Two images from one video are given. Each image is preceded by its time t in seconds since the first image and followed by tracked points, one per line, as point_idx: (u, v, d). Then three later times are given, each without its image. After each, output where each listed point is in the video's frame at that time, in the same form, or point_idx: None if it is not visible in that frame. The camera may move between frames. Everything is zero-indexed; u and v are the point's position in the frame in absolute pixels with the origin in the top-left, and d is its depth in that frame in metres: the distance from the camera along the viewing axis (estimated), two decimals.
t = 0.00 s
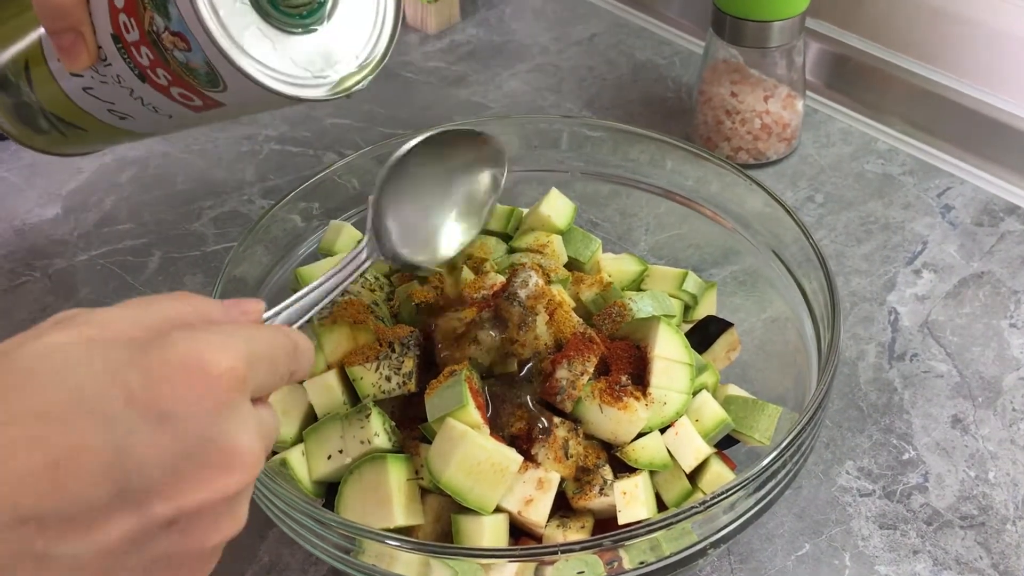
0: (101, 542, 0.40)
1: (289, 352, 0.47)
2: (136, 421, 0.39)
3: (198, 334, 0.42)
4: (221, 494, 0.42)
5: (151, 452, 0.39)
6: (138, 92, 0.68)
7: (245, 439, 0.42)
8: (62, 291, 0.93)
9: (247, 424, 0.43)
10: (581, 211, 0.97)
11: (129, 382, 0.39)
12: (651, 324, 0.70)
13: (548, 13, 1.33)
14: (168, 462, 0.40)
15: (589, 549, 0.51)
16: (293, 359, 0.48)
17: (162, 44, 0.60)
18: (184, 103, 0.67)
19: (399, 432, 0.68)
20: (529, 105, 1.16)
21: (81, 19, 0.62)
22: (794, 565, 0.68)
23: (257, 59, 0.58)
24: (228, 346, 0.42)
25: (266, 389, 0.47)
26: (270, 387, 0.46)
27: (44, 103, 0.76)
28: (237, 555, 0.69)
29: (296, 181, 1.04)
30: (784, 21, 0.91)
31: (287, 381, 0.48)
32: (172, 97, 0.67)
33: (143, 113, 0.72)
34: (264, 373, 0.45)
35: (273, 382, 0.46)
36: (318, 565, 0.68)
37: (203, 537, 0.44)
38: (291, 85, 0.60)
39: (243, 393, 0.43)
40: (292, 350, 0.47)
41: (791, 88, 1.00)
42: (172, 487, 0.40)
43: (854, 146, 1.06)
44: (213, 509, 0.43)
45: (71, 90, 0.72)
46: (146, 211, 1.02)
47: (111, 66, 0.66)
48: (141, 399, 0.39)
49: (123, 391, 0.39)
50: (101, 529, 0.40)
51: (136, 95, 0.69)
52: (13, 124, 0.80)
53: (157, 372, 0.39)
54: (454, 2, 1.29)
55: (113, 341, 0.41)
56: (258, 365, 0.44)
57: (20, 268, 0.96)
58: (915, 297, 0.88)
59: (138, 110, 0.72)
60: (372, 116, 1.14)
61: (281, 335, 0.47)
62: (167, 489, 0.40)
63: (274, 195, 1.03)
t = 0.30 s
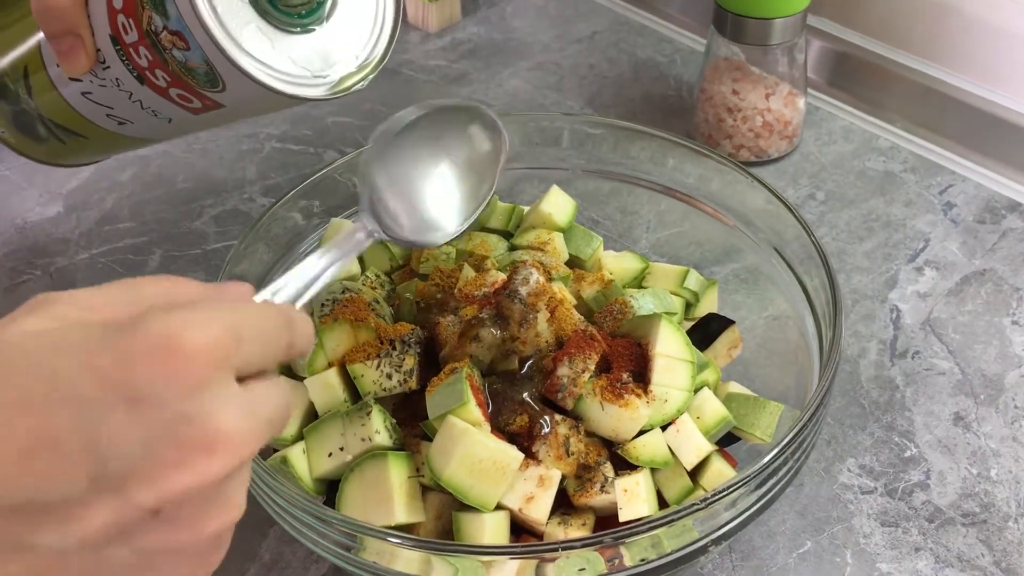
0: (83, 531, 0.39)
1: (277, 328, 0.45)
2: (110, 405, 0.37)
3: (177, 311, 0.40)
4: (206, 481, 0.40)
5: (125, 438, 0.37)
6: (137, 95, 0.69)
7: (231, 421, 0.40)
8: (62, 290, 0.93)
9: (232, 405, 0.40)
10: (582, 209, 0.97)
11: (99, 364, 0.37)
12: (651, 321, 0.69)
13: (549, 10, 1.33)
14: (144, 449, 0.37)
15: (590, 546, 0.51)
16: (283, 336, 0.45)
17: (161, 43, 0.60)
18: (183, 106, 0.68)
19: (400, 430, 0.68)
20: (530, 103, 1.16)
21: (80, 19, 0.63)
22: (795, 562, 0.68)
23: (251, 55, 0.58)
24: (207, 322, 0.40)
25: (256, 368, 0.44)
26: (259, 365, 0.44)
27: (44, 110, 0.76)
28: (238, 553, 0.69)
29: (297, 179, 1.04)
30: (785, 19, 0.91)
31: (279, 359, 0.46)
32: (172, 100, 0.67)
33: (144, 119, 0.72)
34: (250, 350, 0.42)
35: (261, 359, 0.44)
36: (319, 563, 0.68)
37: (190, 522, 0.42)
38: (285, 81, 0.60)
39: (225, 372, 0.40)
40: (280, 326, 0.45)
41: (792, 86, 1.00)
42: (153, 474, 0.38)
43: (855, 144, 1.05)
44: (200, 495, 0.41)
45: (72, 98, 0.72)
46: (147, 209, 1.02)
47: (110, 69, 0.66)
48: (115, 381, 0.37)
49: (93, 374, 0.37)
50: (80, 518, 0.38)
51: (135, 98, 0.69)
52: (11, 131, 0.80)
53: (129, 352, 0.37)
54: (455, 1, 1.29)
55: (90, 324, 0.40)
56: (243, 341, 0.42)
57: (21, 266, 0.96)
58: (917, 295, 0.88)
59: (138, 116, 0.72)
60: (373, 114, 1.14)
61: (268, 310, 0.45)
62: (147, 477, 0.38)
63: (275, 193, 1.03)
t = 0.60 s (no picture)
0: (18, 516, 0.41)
1: (204, 294, 0.45)
2: (19, 390, 0.39)
3: (88, 285, 0.41)
4: (131, 461, 0.40)
5: (37, 420, 0.39)
6: (143, 121, 0.69)
7: (149, 396, 0.40)
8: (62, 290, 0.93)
9: (150, 381, 0.41)
10: (581, 208, 0.96)
11: (7, 349, 0.39)
12: (649, 319, 0.69)
13: (549, 9, 1.33)
14: (58, 429, 0.39)
15: (587, 545, 0.51)
16: (213, 300, 0.45)
17: (177, 89, 0.62)
18: (192, 143, 0.69)
19: (398, 429, 0.68)
20: (530, 102, 1.16)
21: (94, 45, 0.63)
22: (794, 560, 0.68)
23: (273, 117, 0.63)
24: (119, 295, 0.40)
25: (187, 337, 0.44)
26: (188, 335, 0.44)
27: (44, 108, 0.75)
28: (237, 551, 0.69)
29: (297, 178, 1.04)
30: (784, 17, 0.91)
31: (214, 326, 0.46)
32: (180, 136, 0.68)
33: (145, 138, 0.72)
34: (172, 320, 0.43)
35: (189, 328, 0.44)
36: (318, 562, 0.68)
37: (130, 508, 0.43)
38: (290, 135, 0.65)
39: (142, 346, 0.41)
40: (208, 289, 0.45)
41: (791, 84, 1.00)
42: (70, 456, 0.39)
43: (855, 142, 1.05)
44: (129, 477, 0.41)
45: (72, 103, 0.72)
46: (147, 209, 1.02)
47: (119, 94, 0.66)
48: (24, 365, 0.38)
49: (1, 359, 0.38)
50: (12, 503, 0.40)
51: (138, 121, 0.69)
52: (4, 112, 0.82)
53: (32, 333, 0.39)
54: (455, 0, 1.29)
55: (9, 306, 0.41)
56: (163, 312, 0.42)
57: (21, 265, 0.96)
58: (916, 293, 0.88)
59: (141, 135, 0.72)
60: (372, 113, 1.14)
61: (194, 276, 0.45)
62: (65, 459, 0.39)
63: (274, 193, 1.03)
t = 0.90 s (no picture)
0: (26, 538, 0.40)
1: (216, 313, 0.45)
2: (35, 407, 0.38)
3: (104, 305, 0.41)
4: (145, 478, 0.41)
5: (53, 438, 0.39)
6: (142, 126, 0.68)
7: (164, 414, 0.41)
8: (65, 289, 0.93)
9: (165, 399, 0.41)
10: (582, 207, 0.97)
11: (24, 367, 0.38)
12: (651, 317, 0.70)
13: (550, 8, 1.33)
14: (73, 447, 0.39)
15: (588, 542, 0.51)
16: (224, 321, 0.46)
17: (189, 117, 0.62)
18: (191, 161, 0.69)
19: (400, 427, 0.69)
20: (531, 101, 1.16)
21: (106, 45, 0.63)
22: (795, 558, 0.68)
23: (280, 159, 0.64)
24: (135, 314, 0.41)
25: (197, 356, 0.45)
26: (199, 354, 0.45)
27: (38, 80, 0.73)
28: (239, 550, 0.70)
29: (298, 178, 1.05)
30: (785, 16, 0.91)
31: (223, 346, 0.47)
32: (180, 153, 0.68)
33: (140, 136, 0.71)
34: (185, 339, 0.43)
35: (200, 347, 0.44)
36: (320, 560, 0.69)
37: (139, 527, 0.43)
38: (297, 177, 0.66)
39: (158, 364, 0.41)
40: (220, 309, 0.46)
41: (792, 83, 1.00)
42: (85, 474, 0.39)
43: (856, 141, 1.05)
44: (142, 495, 0.41)
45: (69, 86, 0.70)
46: (149, 209, 1.02)
47: (123, 96, 0.66)
48: (40, 382, 0.38)
49: (18, 377, 0.38)
50: (20, 522, 0.40)
51: (137, 124, 0.69)
52: None
53: (50, 352, 0.39)
54: None
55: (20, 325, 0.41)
56: (177, 330, 0.43)
57: (24, 265, 0.96)
58: (917, 291, 0.88)
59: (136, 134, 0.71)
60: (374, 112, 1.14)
61: (204, 296, 0.45)
62: (80, 477, 0.39)
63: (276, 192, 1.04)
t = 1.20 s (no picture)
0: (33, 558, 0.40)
1: (224, 336, 0.46)
2: (46, 429, 0.38)
3: (116, 328, 0.41)
4: (154, 501, 0.41)
5: (64, 460, 0.39)
6: (137, 111, 0.69)
7: (173, 436, 0.41)
8: (68, 288, 0.94)
9: (175, 421, 0.41)
10: (584, 206, 0.97)
11: (36, 388, 0.38)
12: (652, 317, 0.70)
13: (552, 7, 1.33)
14: (84, 469, 0.39)
15: (589, 541, 0.51)
16: (232, 344, 0.46)
17: (191, 117, 0.62)
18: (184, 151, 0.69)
19: (401, 426, 0.69)
20: (533, 100, 1.16)
21: (110, 34, 0.63)
22: (796, 557, 0.68)
23: (282, 169, 0.64)
24: (146, 338, 0.41)
25: (206, 379, 0.45)
26: (207, 376, 0.45)
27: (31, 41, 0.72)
28: (241, 548, 0.70)
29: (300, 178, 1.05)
30: (786, 15, 0.91)
31: (230, 368, 0.47)
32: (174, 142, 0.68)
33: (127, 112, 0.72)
34: (194, 362, 0.43)
35: (208, 370, 0.45)
36: (322, 559, 0.69)
37: (146, 548, 0.43)
38: (298, 188, 0.67)
39: (169, 388, 0.41)
40: (227, 331, 0.46)
41: (793, 82, 1.00)
42: (94, 496, 0.39)
43: (857, 139, 1.05)
44: (150, 517, 0.41)
45: (63, 56, 0.70)
46: (151, 208, 1.02)
47: (122, 82, 0.66)
48: (52, 404, 0.38)
49: (32, 398, 0.38)
50: (29, 542, 0.40)
51: (131, 106, 0.69)
52: None
53: (63, 374, 0.39)
54: None
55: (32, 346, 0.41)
56: (187, 353, 0.43)
57: (27, 265, 0.96)
58: (918, 290, 0.88)
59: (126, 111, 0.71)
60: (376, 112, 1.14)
61: (213, 318, 0.45)
62: (89, 498, 0.39)
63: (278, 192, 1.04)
